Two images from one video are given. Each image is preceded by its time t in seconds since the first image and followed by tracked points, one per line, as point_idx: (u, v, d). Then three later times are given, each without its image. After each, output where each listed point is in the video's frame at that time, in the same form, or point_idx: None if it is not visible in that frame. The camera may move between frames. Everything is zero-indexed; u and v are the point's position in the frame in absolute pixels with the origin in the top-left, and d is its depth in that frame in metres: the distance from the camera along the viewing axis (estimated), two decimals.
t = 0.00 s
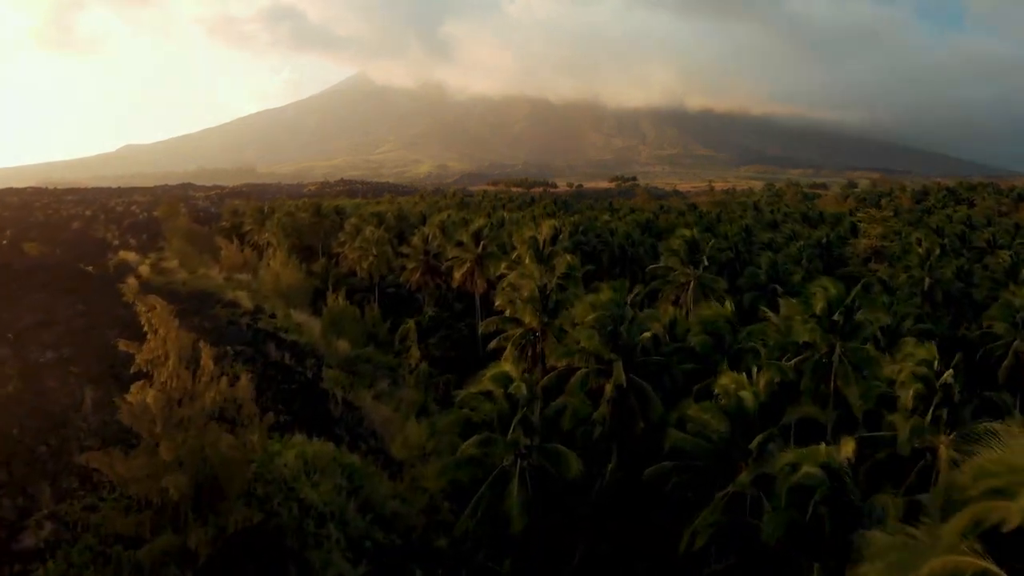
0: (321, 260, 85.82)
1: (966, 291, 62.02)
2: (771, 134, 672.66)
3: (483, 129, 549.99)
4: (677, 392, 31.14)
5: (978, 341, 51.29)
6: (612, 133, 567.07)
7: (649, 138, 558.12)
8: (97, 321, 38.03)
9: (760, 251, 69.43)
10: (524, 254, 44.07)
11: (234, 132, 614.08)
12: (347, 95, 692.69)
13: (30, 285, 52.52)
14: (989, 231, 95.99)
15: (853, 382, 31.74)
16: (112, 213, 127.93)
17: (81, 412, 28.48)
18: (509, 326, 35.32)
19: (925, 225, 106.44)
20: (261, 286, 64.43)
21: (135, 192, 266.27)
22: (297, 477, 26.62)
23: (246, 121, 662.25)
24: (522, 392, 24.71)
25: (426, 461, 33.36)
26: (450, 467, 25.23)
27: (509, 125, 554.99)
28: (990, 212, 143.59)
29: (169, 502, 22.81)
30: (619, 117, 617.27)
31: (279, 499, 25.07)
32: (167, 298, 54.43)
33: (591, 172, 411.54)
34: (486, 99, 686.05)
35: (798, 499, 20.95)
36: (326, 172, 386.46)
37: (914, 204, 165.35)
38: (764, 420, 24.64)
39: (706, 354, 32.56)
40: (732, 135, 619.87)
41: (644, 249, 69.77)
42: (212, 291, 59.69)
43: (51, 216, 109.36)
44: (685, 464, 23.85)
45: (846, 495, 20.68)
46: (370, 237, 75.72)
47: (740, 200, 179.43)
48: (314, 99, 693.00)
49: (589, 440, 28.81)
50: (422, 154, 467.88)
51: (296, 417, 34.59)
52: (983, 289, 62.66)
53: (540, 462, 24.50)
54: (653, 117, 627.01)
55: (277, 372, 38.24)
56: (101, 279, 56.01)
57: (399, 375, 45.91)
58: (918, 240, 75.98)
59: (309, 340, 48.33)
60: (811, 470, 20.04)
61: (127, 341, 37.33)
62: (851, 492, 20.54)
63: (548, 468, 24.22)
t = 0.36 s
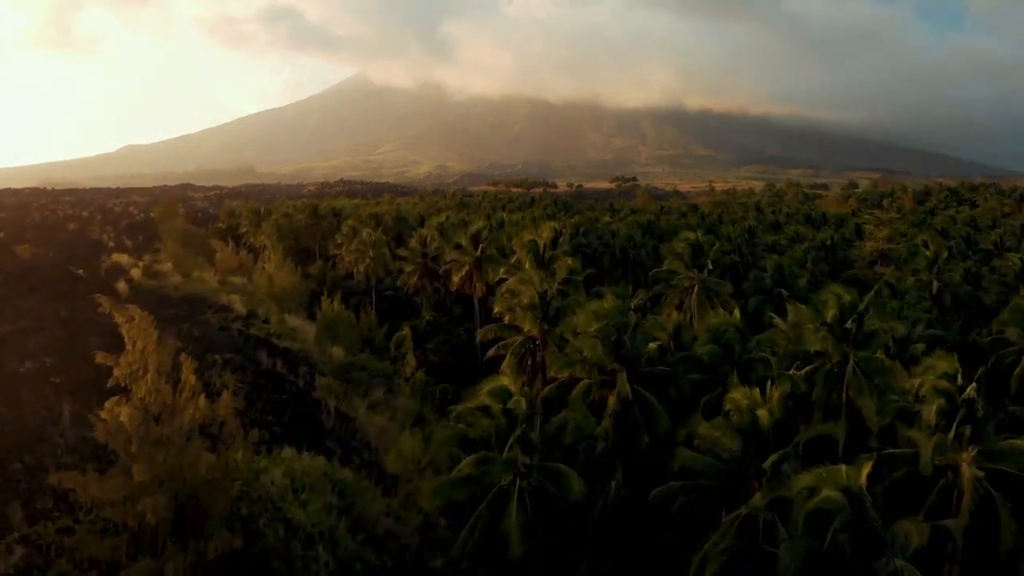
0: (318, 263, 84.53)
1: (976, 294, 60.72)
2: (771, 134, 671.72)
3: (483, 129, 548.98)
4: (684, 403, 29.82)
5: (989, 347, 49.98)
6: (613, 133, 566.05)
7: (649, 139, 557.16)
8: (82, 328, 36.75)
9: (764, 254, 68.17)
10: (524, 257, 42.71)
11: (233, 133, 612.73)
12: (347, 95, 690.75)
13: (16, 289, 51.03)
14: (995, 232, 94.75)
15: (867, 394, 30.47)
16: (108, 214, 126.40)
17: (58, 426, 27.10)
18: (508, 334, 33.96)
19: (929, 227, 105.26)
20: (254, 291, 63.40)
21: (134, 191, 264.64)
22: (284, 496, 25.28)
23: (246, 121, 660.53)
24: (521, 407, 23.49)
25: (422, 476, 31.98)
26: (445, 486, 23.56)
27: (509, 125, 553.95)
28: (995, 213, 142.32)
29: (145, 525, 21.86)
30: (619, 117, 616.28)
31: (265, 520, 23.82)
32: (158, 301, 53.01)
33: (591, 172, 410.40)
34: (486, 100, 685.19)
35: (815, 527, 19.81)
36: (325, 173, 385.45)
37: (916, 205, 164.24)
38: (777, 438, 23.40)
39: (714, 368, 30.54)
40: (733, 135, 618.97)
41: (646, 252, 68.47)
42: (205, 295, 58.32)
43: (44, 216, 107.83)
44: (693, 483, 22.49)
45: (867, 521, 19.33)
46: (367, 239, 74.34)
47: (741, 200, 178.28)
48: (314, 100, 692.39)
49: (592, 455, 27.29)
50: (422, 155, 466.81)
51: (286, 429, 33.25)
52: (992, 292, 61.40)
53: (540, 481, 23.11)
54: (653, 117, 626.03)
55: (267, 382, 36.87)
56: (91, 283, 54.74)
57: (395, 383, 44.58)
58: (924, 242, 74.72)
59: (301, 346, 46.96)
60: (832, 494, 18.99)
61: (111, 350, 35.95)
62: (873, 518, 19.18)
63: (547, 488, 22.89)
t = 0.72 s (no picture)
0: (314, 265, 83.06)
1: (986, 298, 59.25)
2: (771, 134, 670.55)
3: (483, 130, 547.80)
4: (691, 417, 28.30)
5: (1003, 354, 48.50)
6: (613, 134, 564.81)
7: (649, 139, 556.00)
8: (63, 336, 35.21)
9: (769, 256, 66.76)
10: (522, 261, 41.08)
11: (233, 133, 611.55)
12: (347, 94, 689.64)
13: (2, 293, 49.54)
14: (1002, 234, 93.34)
15: (884, 407, 29.21)
16: (104, 214, 124.92)
17: (31, 443, 25.58)
18: (507, 343, 32.56)
19: (935, 228, 103.86)
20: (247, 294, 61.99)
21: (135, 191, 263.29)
22: (268, 519, 23.80)
23: (246, 121, 659.32)
24: (519, 428, 21.72)
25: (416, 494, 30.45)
26: (440, 510, 21.83)
27: (509, 125, 552.67)
28: (999, 213, 140.93)
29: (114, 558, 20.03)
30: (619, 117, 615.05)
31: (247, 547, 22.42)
32: (148, 307, 51.52)
33: (591, 172, 409.07)
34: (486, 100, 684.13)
35: (840, 560, 18.03)
36: (325, 174, 384.27)
37: (919, 205, 162.98)
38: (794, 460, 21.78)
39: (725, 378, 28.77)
40: (733, 135, 617.85)
41: (648, 254, 67.01)
42: (197, 300, 56.83)
43: (38, 217, 106.32)
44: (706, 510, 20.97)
45: (898, 555, 17.81)
46: (364, 241, 72.38)
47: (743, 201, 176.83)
48: (314, 100, 691.49)
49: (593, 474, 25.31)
50: (422, 155, 465.62)
51: (274, 445, 31.83)
52: (1003, 296, 59.94)
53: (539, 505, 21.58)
54: (654, 117, 624.89)
55: (255, 394, 35.46)
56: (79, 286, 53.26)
57: (391, 391, 43.09)
58: (931, 244, 73.30)
59: (294, 354, 45.51)
60: (859, 526, 17.44)
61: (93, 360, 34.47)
62: (903, 551, 17.70)
63: (546, 512, 21.37)
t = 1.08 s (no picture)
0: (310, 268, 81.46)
1: (997, 303, 57.75)
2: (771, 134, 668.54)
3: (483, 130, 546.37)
4: (700, 435, 26.95)
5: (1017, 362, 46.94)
6: (613, 134, 563.59)
7: (649, 139, 554.75)
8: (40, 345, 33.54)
9: (774, 260, 65.32)
10: (520, 265, 39.31)
11: (233, 133, 610.31)
12: (347, 94, 687.99)
13: None
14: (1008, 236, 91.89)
15: (902, 419, 27.79)
16: (99, 215, 123.39)
17: None
18: (506, 355, 31.04)
19: (939, 229, 102.40)
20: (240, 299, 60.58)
21: (134, 191, 262.03)
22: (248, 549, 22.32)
23: (246, 121, 657.94)
24: (517, 451, 19.38)
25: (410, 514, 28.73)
26: (432, 541, 19.92)
27: (509, 125, 551.20)
28: (1002, 214, 139.82)
29: None
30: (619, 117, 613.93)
31: None
32: (136, 312, 49.96)
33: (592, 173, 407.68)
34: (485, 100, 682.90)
35: None
36: (325, 175, 382.94)
37: (921, 206, 161.71)
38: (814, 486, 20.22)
39: (734, 392, 27.14)
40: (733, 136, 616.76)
41: (650, 257, 65.52)
42: (187, 305, 55.29)
43: (31, 218, 104.74)
44: (721, 539, 19.51)
45: None
46: (360, 244, 69.60)
47: (743, 201, 175.51)
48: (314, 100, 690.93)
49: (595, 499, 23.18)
50: (422, 155, 463.98)
51: (262, 461, 30.31)
52: (1014, 301, 58.44)
53: (540, 533, 19.97)
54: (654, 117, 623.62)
55: (242, 407, 33.92)
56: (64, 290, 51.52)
57: (385, 401, 41.55)
58: (939, 246, 71.85)
59: (286, 362, 43.97)
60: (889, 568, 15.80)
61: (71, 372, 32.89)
62: None
63: (548, 542, 19.78)
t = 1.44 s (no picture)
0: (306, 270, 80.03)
1: (1008, 307, 56.31)
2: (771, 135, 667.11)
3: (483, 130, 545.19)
4: (711, 451, 25.92)
5: None
6: (613, 134, 562.42)
7: (649, 139, 553.54)
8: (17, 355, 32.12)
9: (779, 263, 64.00)
10: (520, 271, 37.82)
11: (233, 133, 607.49)
12: (347, 94, 686.39)
13: None
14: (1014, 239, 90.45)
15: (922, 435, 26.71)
16: (96, 215, 121.97)
17: None
18: (504, 365, 29.52)
19: (945, 230, 100.97)
20: (232, 302, 59.13)
21: (134, 190, 260.60)
22: None
23: (246, 121, 656.09)
24: (515, 476, 18.10)
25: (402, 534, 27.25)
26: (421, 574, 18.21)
27: (508, 125, 550.03)
28: (1007, 215, 138.41)
29: None
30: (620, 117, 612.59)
31: None
32: (124, 317, 48.55)
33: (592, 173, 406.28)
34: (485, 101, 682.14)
35: None
36: (325, 175, 381.84)
37: (923, 207, 160.35)
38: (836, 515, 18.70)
39: (747, 407, 25.64)
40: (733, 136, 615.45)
41: (652, 260, 64.10)
42: (179, 310, 53.88)
43: (25, 219, 103.40)
44: (737, 571, 18.12)
45: None
46: (357, 246, 68.39)
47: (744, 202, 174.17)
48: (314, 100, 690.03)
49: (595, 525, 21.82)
50: (421, 155, 462.80)
51: (248, 479, 29.01)
52: None
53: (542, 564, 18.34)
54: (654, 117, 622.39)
55: (228, 420, 32.48)
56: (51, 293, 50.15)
57: (379, 411, 40.10)
58: (946, 249, 70.43)
59: (277, 370, 42.47)
60: None
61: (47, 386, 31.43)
62: None
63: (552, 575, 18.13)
